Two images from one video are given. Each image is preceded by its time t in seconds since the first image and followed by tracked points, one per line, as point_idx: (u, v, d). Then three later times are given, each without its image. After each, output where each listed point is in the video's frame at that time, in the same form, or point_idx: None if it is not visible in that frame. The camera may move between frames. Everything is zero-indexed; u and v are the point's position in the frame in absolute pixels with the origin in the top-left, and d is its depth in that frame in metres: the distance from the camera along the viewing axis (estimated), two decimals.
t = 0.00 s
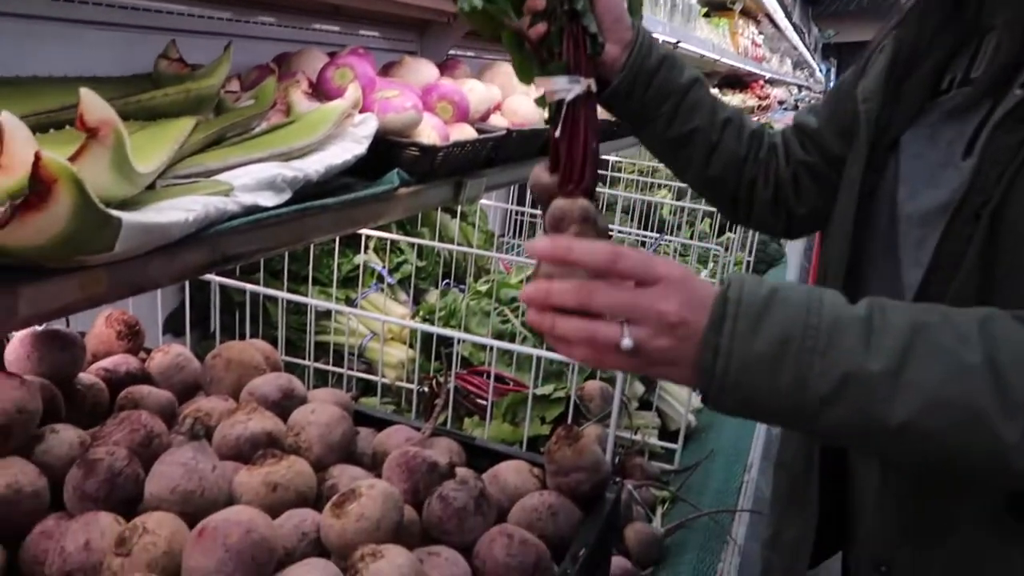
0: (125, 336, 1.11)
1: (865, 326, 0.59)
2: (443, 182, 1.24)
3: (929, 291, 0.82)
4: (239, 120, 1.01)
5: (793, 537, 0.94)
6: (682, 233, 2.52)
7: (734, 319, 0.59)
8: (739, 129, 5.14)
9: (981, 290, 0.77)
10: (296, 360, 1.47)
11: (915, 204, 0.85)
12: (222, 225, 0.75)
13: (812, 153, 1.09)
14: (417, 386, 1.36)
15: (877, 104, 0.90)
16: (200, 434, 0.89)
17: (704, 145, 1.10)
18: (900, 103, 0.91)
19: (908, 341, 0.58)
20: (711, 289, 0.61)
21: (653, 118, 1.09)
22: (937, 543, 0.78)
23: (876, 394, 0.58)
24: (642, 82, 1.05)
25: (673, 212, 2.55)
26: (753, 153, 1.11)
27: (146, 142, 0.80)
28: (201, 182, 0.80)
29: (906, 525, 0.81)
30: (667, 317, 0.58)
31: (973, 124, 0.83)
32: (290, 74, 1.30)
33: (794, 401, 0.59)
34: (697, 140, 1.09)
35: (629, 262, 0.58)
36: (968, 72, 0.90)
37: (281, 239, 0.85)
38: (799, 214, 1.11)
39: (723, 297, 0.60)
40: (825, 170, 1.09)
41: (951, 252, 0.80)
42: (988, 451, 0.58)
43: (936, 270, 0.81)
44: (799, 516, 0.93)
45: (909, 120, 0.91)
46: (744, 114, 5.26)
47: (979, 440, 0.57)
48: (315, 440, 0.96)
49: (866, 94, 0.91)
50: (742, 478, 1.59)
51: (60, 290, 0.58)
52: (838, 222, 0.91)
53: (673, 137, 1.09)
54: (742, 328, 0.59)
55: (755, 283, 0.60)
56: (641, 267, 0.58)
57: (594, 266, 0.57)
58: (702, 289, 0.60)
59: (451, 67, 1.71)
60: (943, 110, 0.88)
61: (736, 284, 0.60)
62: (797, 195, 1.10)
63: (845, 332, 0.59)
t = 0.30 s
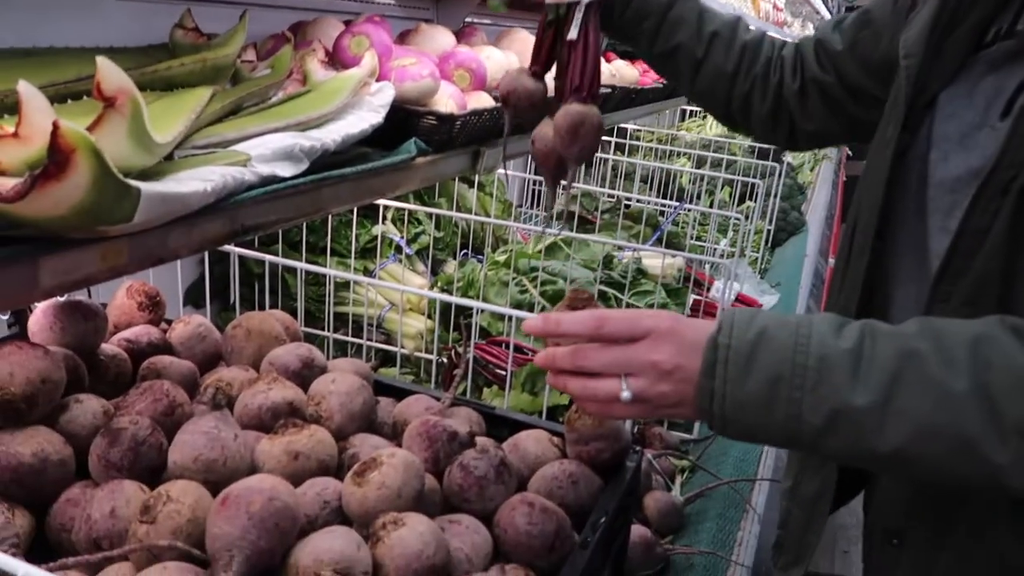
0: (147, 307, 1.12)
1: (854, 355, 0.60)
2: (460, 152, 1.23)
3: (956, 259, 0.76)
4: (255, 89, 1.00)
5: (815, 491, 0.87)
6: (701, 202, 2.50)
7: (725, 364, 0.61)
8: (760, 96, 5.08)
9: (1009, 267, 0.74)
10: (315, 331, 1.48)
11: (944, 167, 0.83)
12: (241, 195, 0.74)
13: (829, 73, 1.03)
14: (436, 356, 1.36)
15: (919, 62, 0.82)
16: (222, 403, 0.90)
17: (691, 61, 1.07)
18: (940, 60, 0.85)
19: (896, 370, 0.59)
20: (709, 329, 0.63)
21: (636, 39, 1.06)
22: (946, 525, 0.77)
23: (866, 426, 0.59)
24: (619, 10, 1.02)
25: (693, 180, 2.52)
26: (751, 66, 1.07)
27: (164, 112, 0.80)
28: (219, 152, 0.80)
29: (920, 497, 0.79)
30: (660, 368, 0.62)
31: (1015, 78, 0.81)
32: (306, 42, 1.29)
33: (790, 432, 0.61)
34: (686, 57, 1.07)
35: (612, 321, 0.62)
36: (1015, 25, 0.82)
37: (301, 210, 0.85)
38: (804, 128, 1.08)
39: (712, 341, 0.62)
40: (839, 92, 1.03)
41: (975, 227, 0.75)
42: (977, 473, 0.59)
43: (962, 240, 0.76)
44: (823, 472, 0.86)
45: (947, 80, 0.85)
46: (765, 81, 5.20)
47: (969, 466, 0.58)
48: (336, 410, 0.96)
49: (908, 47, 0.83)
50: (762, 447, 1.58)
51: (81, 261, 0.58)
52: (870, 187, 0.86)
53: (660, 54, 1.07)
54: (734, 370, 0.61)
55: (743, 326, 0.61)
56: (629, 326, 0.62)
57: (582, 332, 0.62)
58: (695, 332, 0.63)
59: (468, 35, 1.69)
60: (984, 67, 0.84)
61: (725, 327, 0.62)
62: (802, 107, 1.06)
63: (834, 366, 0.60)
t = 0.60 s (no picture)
0: (152, 291, 1.11)
1: (840, 343, 0.59)
2: (465, 135, 1.22)
3: (949, 244, 0.74)
4: (259, 71, 0.99)
5: (835, 470, 0.87)
6: (706, 186, 2.49)
7: (714, 350, 0.60)
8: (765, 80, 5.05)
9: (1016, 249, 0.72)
10: (321, 316, 1.48)
11: (946, 150, 0.82)
12: (245, 178, 0.74)
13: (832, 36, 0.99)
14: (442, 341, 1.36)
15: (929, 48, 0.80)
16: (228, 387, 0.90)
17: (679, 31, 1.05)
18: (946, 47, 0.82)
19: (881, 358, 0.58)
20: (700, 316, 0.62)
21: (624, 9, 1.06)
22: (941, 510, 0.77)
23: (852, 413, 0.59)
24: None
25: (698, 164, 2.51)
26: (743, 33, 1.06)
27: (167, 94, 0.79)
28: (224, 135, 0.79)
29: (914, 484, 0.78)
30: (650, 353, 0.61)
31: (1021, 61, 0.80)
32: (310, 25, 1.28)
33: (777, 419, 0.61)
34: (676, 29, 1.05)
35: (602, 308, 0.62)
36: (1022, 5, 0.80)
37: (307, 193, 0.85)
38: (805, 92, 1.05)
39: (701, 328, 0.61)
40: (840, 55, 1.00)
41: (969, 213, 0.73)
42: (960, 459, 0.58)
43: (956, 225, 0.73)
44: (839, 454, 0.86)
45: (953, 63, 0.83)
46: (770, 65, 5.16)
47: (952, 453, 0.58)
48: (343, 394, 0.96)
49: (916, 32, 0.80)
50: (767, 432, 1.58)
51: (86, 244, 0.58)
52: (880, 171, 0.85)
53: (651, 27, 1.05)
54: (722, 357, 0.60)
55: (732, 313, 0.61)
56: (619, 311, 0.62)
57: (573, 319, 0.62)
58: (685, 318, 0.62)
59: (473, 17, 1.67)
60: (993, 48, 0.83)
61: (714, 314, 0.61)
62: (802, 69, 1.04)
63: (820, 353, 0.59)
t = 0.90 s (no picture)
0: (149, 286, 1.11)
1: (834, 349, 0.59)
2: (464, 130, 1.21)
3: (940, 245, 0.73)
4: (256, 65, 0.98)
5: (826, 467, 0.86)
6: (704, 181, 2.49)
7: (707, 358, 0.60)
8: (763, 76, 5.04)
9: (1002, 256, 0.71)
10: (319, 311, 1.47)
11: (936, 146, 0.81)
12: (243, 172, 0.73)
13: (829, 35, 0.99)
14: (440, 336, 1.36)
15: (915, 43, 0.78)
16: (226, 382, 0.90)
17: (690, 27, 1.01)
18: (934, 45, 0.82)
19: (874, 363, 0.58)
20: (693, 324, 0.62)
21: None
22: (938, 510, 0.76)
23: (845, 418, 0.58)
24: None
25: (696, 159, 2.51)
26: (751, 30, 1.03)
27: (164, 88, 0.78)
28: (219, 129, 0.78)
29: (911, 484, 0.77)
30: (643, 363, 0.61)
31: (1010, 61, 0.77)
32: (306, 17, 1.27)
33: (771, 425, 0.61)
34: (686, 23, 1.01)
35: (597, 319, 0.61)
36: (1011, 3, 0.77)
37: (305, 187, 0.84)
38: (805, 91, 1.05)
39: (695, 336, 0.61)
40: (838, 54, 0.99)
41: (959, 213, 0.71)
42: (954, 461, 0.58)
43: (947, 226, 0.72)
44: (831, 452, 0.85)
45: (942, 59, 0.83)
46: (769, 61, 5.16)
47: (946, 456, 0.58)
48: (341, 390, 0.96)
49: (903, 26, 0.79)
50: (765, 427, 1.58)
51: (82, 239, 0.57)
52: (868, 168, 0.84)
53: (666, 16, 1.00)
54: (716, 364, 0.60)
55: (725, 321, 0.60)
56: (612, 323, 0.61)
57: (565, 331, 0.62)
58: (678, 327, 0.62)
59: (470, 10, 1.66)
60: (983, 47, 0.80)
61: (708, 321, 0.61)
62: (802, 69, 1.03)
63: (813, 360, 0.59)
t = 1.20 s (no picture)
0: (139, 285, 1.10)
1: (824, 346, 0.59)
2: (458, 129, 1.21)
3: (928, 252, 0.73)
4: (248, 63, 0.97)
5: (818, 467, 0.86)
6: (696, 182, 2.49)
7: (699, 350, 0.60)
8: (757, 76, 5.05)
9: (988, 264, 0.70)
10: (311, 310, 1.47)
11: (920, 149, 0.81)
12: (235, 171, 0.73)
13: (818, 32, 0.98)
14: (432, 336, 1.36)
15: (899, 49, 0.79)
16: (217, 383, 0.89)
17: (684, 22, 1.01)
18: (920, 44, 0.80)
19: (863, 360, 0.58)
20: (686, 315, 0.62)
21: None
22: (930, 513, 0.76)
23: (833, 413, 0.58)
24: None
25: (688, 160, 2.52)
26: (744, 25, 1.02)
27: (156, 86, 0.78)
28: (212, 127, 0.78)
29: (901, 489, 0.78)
30: (637, 351, 0.60)
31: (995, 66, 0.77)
32: (299, 16, 1.26)
33: (762, 420, 0.61)
34: (679, 19, 1.01)
35: (593, 309, 0.60)
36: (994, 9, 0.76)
37: (297, 186, 0.83)
38: (794, 88, 1.03)
39: (688, 329, 0.61)
40: (827, 52, 0.98)
41: (946, 220, 0.71)
42: (939, 460, 0.58)
43: (934, 232, 0.72)
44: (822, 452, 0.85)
45: (926, 62, 0.82)
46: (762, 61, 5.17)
47: (931, 454, 0.58)
48: (333, 391, 0.95)
49: (887, 32, 0.79)
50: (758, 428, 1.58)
51: (73, 237, 0.56)
52: (855, 171, 0.84)
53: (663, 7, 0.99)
54: (707, 357, 0.60)
55: (718, 314, 0.60)
56: (605, 311, 0.61)
57: (560, 319, 0.60)
58: (672, 318, 0.61)
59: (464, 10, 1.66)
60: (967, 51, 0.80)
61: (700, 314, 0.61)
62: (792, 66, 1.02)
63: (802, 355, 0.59)
